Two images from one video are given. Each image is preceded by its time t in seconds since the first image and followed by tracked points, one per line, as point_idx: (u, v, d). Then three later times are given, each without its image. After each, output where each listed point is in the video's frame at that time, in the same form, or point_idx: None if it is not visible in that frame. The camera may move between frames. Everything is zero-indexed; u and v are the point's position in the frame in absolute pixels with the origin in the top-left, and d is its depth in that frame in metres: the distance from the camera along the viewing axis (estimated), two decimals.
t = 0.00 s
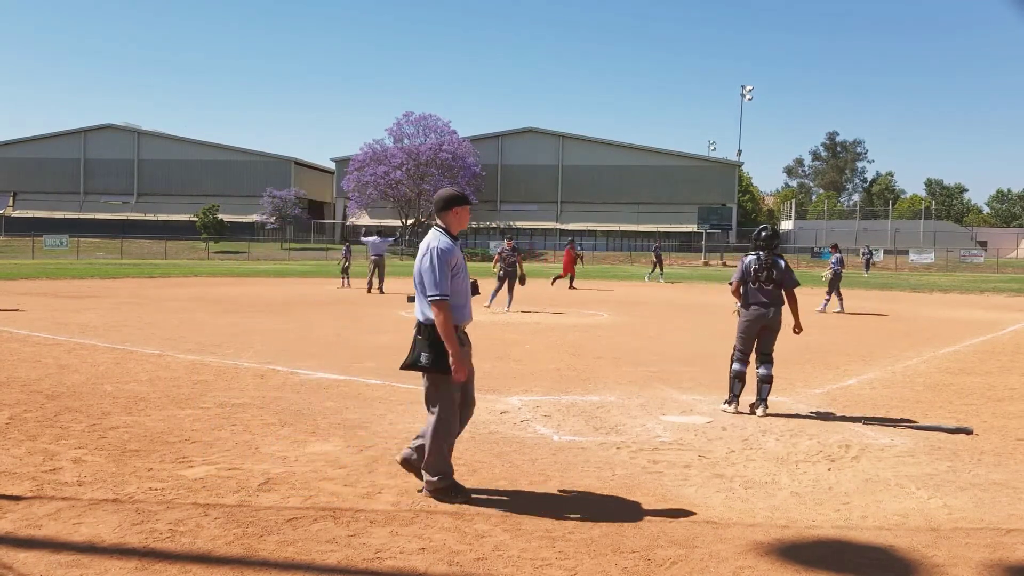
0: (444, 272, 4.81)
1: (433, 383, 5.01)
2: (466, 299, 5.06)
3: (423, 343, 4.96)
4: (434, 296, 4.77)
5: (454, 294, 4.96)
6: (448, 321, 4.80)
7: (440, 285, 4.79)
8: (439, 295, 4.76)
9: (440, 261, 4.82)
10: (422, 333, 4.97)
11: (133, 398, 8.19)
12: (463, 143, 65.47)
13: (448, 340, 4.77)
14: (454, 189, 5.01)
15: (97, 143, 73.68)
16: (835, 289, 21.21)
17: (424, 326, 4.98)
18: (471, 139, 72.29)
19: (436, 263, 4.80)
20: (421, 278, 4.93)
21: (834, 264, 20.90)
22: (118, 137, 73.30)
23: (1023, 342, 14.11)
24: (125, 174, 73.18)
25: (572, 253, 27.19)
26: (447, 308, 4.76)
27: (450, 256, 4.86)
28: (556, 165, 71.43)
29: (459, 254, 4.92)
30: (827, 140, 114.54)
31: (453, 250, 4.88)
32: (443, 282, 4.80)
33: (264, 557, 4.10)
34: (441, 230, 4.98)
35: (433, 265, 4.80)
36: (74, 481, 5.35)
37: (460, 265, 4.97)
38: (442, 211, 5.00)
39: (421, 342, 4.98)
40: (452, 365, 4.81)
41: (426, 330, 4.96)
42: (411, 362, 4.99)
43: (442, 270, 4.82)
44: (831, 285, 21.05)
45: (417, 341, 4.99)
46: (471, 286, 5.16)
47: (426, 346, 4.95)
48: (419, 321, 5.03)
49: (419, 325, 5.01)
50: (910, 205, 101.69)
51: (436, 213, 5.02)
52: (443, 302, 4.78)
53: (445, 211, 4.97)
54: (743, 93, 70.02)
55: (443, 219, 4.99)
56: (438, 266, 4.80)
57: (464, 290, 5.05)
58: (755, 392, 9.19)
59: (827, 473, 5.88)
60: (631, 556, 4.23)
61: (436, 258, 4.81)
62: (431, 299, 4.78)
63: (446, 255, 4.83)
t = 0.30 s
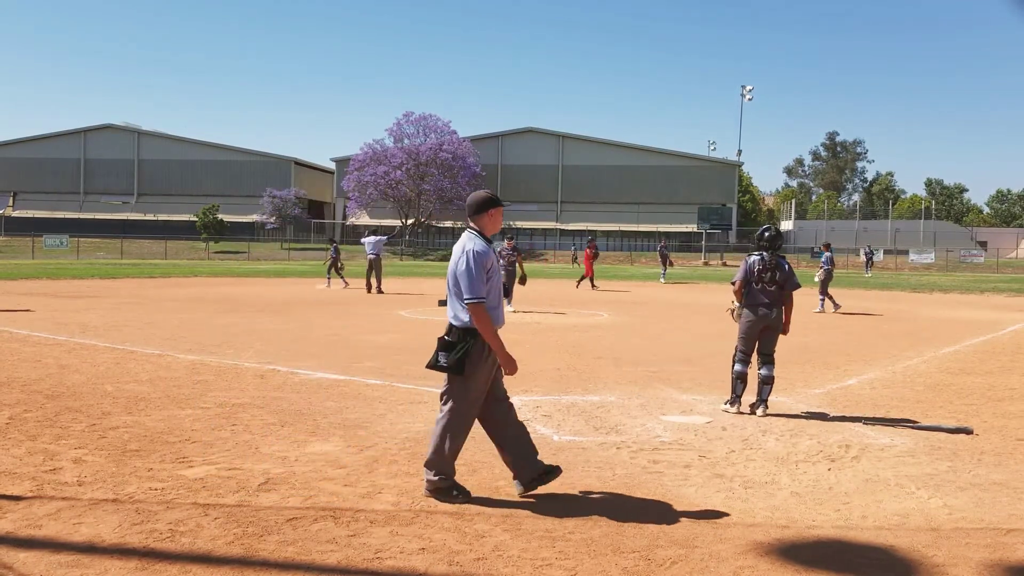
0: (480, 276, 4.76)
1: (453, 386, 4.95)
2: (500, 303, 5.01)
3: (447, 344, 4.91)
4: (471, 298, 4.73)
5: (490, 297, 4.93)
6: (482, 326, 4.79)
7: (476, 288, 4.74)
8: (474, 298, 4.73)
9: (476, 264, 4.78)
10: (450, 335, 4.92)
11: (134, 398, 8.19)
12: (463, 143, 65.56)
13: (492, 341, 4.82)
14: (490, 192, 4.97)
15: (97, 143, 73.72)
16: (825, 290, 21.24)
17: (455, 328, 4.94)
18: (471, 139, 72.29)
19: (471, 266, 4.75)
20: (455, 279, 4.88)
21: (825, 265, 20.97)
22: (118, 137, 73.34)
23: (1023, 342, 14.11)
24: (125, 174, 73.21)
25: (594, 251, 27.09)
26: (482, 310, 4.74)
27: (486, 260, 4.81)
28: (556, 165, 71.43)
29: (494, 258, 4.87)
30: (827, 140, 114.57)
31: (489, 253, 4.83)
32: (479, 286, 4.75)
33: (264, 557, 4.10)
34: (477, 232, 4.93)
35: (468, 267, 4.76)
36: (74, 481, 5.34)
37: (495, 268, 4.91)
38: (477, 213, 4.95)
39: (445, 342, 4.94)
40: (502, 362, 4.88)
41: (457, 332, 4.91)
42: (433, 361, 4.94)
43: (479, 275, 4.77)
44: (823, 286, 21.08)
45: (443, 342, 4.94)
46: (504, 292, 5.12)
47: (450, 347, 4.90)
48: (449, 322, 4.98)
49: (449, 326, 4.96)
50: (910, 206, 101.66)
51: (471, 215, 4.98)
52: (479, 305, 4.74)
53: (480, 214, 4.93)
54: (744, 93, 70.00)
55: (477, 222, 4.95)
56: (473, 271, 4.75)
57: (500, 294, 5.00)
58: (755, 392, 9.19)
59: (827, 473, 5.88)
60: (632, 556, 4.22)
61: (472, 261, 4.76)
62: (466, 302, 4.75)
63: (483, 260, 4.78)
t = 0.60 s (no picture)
0: (523, 273, 4.78)
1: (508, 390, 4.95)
2: (543, 301, 5.03)
3: (497, 349, 4.93)
4: (514, 296, 4.74)
5: (533, 295, 4.94)
6: (529, 323, 4.80)
7: (520, 285, 4.75)
8: (518, 296, 4.73)
9: (521, 261, 4.79)
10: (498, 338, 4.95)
11: (134, 399, 8.18)
12: (463, 144, 65.69)
13: (527, 342, 4.77)
14: (529, 193, 5.01)
15: (97, 143, 73.77)
16: (823, 289, 21.19)
17: (502, 331, 4.95)
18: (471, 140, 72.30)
19: (517, 264, 4.77)
20: (498, 280, 4.91)
21: (822, 262, 20.96)
22: (118, 137, 73.38)
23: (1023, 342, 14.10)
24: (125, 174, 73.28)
25: (616, 251, 26.91)
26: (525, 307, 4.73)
27: (530, 257, 4.82)
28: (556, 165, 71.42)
29: (537, 256, 4.89)
30: (827, 140, 114.60)
31: (533, 251, 4.85)
32: (525, 283, 4.77)
33: (264, 557, 4.10)
34: (516, 233, 4.97)
35: (513, 266, 4.77)
36: (74, 481, 5.34)
37: (538, 266, 4.95)
38: (516, 214, 4.98)
39: (496, 347, 4.95)
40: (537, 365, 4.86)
41: (505, 336, 4.92)
42: (486, 367, 4.97)
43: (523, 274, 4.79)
44: (820, 285, 21.04)
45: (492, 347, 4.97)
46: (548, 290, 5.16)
47: (503, 352, 4.92)
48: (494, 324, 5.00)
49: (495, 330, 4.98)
50: (910, 206, 101.70)
51: (511, 216, 5.01)
52: (523, 302, 4.73)
53: (522, 215, 4.95)
54: (743, 93, 69.98)
55: (518, 223, 4.97)
56: (519, 268, 4.77)
57: (541, 292, 5.01)
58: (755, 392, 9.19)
59: (827, 473, 5.88)
60: (632, 556, 4.22)
61: (515, 259, 4.78)
62: (511, 299, 4.75)
63: (526, 257, 4.80)
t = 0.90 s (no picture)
0: (555, 270, 4.78)
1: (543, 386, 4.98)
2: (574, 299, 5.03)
3: (529, 346, 4.96)
4: (544, 293, 4.76)
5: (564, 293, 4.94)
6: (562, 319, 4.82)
7: (551, 282, 4.76)
8: (549, 293, 4.74)
9: (554, 258, 4.79)
10: (530, 334, 4.97)
11: (132, 397, 8.17)
12: (461, 142, 65.69)
13: (561, 337, 4.79)
14: (559, 192, 5.04)
15: (93, 142, 73.60)
16: (823, 289, 21.25)
17: (534, 329, 4.97)
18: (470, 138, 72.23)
19: (549, 260, 4.77)
20: (530, 278, 4.92)
21: (821, 259, 21.01)
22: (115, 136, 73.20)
23: (1021, 341, 14.12)
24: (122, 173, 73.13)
25: (634, 249, 26.68)
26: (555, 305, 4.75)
27: (563, 255, 4.82)
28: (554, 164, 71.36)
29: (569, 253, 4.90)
30: (825, 139, 114.61)
31: (565, 248, 4.84)
32: (555, 280, 4.78)
33: (262, 556, 4.10)
34: (550, 229, 4.99)
35: (545, 263, 4.77)
36: (72, 480, 5.33)
37: (570, 264, 4.94)
38: (550, 211, 5.01)
39: (528, 344, 4.98)
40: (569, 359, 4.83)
41: (536, 332, 4.94)
42: (521, 365, 5.02)
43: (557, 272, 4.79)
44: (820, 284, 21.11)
45: (524, 342, 5.00)
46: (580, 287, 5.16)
47: (535, 348, 4.95)
48: (525, 320, 5.03)
49: (526, 326, 5.01)
50: (908, 204, 101.71)
51: (544, 212, 5.04)
52: (554, 298, 4.76)
53: (554, 213, 4.99)
54: (742, 92, 69.91)
55: (551, 220, 5.00)
56: (550, 265, 4.76)
57: (573, 290, 5.01)
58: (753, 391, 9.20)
59: (826, 471, 5.89)
60: (630, 555, 4.23)
61: (547, 256, 4.77)
62: (542, 297, 4.77)
63: (559, 255, 4.80)
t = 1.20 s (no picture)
0: (597, 276, 4.68)
1: (581, 391, 4.87)
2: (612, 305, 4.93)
3: (571, 351, 4.86)
4: (585, 300, 4.65)
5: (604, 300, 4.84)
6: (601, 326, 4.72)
7: (592, 289, 4.65)
8: (589, 301, 4.64)
9: (593, 264, 4.70)
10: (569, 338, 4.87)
11: (129, 396, 8.17)
12: (459, 141, 65.73)
13: (600, 345, 4.69)
14: (593, 194, 4.98)
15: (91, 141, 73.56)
16: (825, 287, 21.30)
17: (574, 333, 4.88)
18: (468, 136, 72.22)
19: (589, 266, 4.67)
20: (568, 282, 4.81)
21: (821, 258, 21.02)
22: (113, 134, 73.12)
23: (1018, 339, 14.15)
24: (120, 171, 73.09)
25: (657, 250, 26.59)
26: (596, 313, 4.65)
27: (604, 261, 4.74)
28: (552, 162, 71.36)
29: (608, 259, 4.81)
30: (823, 137, 114.69)
31: (604, 254, 4.75)
32: (596, 288, 4.67)
33: (260, 554, 4.10)
34: (583, 233, 4.91)
35: (585, 268, 4.67)
36: (69, 479, 5.32)
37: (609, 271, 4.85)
38: (584, 214, 4.94)
39: (569, 348, 4.89)
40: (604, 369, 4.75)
41: (577, 338, 4.86)
42: (561, 371, 4.90)
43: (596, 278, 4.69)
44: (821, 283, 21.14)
45: (564, 346, 4.90)
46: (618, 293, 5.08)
47: (575, 354, 4.86)
48: (563, 324, 4.93)
49: (565, 330, 4.91)
50: (906, 202, 101.84)
51: (576, 216, 4.98)
52: (595, 307, 4.66)
53: (588, 218, 4.95)
54: (741, 90, 69.83)
55: (584, 225, 4.95)
56: (591, 271, 4.65)
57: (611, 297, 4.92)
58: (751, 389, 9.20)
59: (823, 470, 5.90)
60: (629, 553, 4.23)
61: (588, 261, 4.68)
62: (583, 304, 4.66)
63: (599, 262, 4.71)
